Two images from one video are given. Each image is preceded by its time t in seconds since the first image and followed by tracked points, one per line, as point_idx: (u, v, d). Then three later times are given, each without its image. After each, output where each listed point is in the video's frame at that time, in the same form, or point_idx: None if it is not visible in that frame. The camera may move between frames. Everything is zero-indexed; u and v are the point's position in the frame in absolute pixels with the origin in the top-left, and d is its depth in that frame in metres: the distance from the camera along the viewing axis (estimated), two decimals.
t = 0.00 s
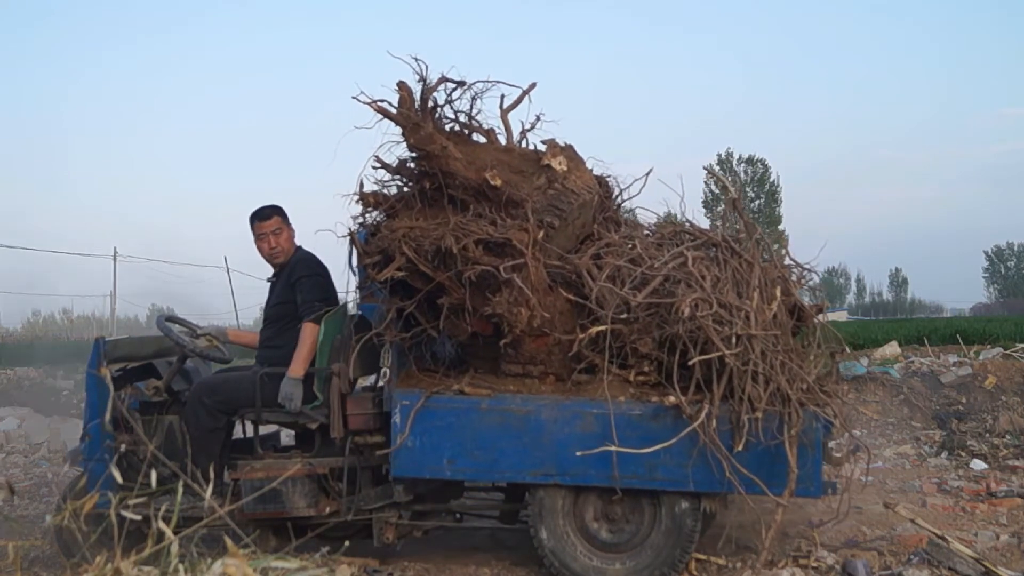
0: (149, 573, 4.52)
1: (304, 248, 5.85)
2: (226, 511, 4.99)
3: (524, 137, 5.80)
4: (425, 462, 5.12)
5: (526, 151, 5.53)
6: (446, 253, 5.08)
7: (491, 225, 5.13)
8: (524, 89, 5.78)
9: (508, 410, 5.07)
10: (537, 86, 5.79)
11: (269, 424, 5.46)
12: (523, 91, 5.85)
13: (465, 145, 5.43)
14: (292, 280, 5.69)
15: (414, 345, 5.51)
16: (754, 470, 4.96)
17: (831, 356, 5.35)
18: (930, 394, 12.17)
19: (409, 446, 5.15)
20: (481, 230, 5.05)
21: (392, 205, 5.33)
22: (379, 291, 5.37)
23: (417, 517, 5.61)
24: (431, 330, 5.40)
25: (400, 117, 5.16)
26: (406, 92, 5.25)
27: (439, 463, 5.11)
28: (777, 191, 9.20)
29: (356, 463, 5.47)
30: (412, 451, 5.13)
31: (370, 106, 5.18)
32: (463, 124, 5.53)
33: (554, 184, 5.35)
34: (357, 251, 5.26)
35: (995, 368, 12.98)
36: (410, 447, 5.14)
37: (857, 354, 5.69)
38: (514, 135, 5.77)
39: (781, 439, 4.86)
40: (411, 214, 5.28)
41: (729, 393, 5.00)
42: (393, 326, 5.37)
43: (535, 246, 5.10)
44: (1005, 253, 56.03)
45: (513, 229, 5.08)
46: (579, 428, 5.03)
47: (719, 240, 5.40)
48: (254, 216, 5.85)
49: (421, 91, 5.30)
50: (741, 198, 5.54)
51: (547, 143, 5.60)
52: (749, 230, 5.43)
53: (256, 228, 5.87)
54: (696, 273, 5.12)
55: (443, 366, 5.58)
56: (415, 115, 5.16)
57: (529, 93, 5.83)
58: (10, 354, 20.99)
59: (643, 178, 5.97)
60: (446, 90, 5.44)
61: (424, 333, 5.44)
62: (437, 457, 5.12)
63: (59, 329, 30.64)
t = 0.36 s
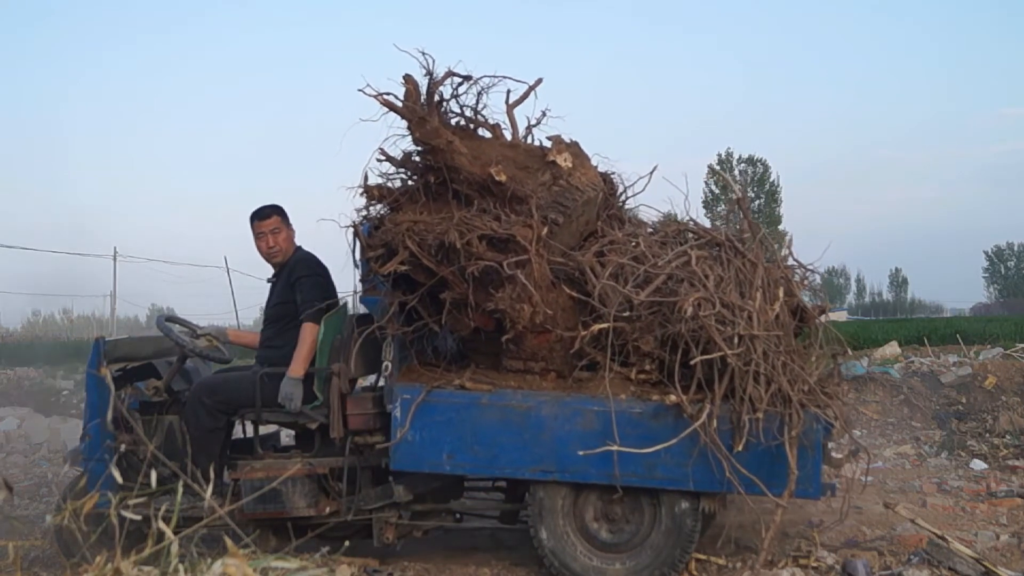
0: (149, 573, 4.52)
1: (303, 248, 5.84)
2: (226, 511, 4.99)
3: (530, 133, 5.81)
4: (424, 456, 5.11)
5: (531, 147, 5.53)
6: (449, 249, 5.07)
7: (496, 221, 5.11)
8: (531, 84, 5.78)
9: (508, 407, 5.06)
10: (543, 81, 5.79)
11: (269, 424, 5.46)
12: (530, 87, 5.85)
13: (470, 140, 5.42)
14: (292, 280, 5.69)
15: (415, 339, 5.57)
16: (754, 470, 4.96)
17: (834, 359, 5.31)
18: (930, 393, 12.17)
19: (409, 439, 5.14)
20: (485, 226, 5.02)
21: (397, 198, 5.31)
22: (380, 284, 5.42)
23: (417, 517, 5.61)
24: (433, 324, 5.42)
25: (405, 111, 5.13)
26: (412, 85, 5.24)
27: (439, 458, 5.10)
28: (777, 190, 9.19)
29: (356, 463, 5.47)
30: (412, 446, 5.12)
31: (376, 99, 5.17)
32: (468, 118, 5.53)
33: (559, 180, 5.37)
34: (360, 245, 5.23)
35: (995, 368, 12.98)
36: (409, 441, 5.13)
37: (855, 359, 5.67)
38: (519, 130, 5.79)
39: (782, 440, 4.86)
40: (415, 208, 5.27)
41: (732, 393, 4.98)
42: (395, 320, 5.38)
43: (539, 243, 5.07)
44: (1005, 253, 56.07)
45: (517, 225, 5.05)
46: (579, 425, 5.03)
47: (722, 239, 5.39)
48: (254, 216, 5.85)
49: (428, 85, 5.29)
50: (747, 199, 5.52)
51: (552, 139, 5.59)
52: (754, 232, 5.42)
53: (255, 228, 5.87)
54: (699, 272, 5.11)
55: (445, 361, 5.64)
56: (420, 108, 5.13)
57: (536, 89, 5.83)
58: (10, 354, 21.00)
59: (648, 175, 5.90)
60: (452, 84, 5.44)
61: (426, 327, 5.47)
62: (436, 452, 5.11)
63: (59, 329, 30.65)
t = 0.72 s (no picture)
0: (149, 573, 4.52)
1: (302, 248, 5.84)
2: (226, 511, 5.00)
3: (536, 129, 5.86)
4: (424, 450, 5.09)
5: (537, 142, 5.57)
6: (453, 243, 5.07)
7: (500, 217, 5.12)
8: (537, 80, 5.84)
9: (509, 402, 5.05)
10: (548, 78, 5.87)
11: (269, 424, 5.46)
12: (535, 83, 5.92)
13: (476, 135, 5.47)
14: (292, 280, 5.69)
15: (417, 333, 5.57)
16: (754, 470, 4.97)
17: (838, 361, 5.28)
18: (930, 393, 12.17)
19: (409, 433, 5.12)
20: (490, 221, 5.04)
21: (401, 191, 5.35)
22: (385, 278, 5.29)
23: (417, 517, 5.61)
24: (435, 317, 5.42)
25: (412, 104, 5.19)
26: (419, 79, 5.31)
27: (439, 452, 5.08)
28: (777, 191, 9.20)
29: (356, 463, 5.47)
30: (412, 439, 5.10)
31: (383, 92, 5.22)
32: (474, 113, 5.57)
33: (564, 177, 5.38)
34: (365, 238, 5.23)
35: (995, 368, 12.98)
36: (409, 434, 5.11)
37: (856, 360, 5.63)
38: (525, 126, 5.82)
39: (782, 441, 4.87)
40: (420, 201, 5.30)
41: (732, 393, 4.99)
42: (396, 314, 5.37)
43: (543, 239, 5.11)
44: (1005, 253, 56.08)
45: (522, 220, 5.09)
46: (579, 421, 5.02)
47: (726, 238, 5.42)
48: (253, 216, 5.85)
49: (435, 79, 5.34)
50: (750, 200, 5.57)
51: (558, 136, 5.63)
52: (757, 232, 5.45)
53: (253, 228, 5.87)
54: (703, 272, 5.10)
55: (446, 355, 5.63)
56: (427, 102, 5.18)
57: (542, 85, 5.90)
58: (11, 354, 21.00)
59: (652, 173, 5.91)
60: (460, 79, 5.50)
61: (428, 321, 5.48)
62: (436, 446, 5.09)
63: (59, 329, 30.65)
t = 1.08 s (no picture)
0: (149, 573, 4.52)
1: (303, 248, 5.84)
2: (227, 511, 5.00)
3: (542, 124, 5.88)
4: (424, 444, 5.08)
5: (543, 138, 5.57)
6: (457, 237, 5.06)
7: (504, 212, 5.15)
8: (544, 76, 5.89)
9: (510, 398, 5.05)
10: (555, 75, 5.97)
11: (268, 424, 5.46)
12: (542, 79, 5.96)
13: (482, 129, 5.47)
14: (292, 280, 5.69)
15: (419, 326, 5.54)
16: (753, 471, 4.98)
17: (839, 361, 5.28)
18: (930, 393, 12.17)
19: (409, 427, 5.10)
20: (494, 217, 5.05)
21: (406, 184, 5.34)
22: (386, 271, 5.32)
23: (417, 517, 5.60)
24: (438, 311, 5.38)
25: (417, 97, 5.17)
26: (426, 72, 5.32)
27: (439, 446, 5.07)
28: (778, 191, 9.21)
29: (356, 463, 5.47)
30: (412, 433, 5.09)
31: (389, 85, 5.23)
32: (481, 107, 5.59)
33: (569, 174, 5.36)
34: (369, 231, 5.20)
35: (995, 369, 12.97)
36: (410, 428, 5.10)
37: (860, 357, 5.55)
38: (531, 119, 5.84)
39: (783, 442, 4.88)
40: (424, 194, 5.30)
41: (733, 392, 4.99)
42: (399, 307, 5.33)
43: (547, 236, 5.14)
44: (1005, 253, 56.07)
45: (526, 216, 5.11)
46: (579, 419, 5.02)
47: (730, 238, 5.43)
48: (253, 218, 5.87)
49: (442, 73, 5.36)
50: (756, 199, 5.55)
51: (565, 132, 5.64)
52: (762, 232, 5.43)
53: (253, 229, 5.88)
54: (706, 271, 5.11)
55: (448, 350, 5.59)
56: (433, 96, 5.17)
57: (549, 81, 5.93)
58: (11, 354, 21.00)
59: (658, 171, 5.94)
60: (467, 73, 5.54)
61: (430, 315, 5.44)
62: (437, 440, 5.08)
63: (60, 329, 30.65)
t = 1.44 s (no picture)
0: (149, 573, 4.51)
1: (303, 248, 5.84)
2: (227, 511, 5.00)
3: (548, 120, 5.89)
4: (424, 437, 5.08)
5: (549, 135, 5.57)
6: (462, 232, 5.07)
7: (509, 207, 5.15)
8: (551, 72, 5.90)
9: (511, 394, 5.04)
10: (563, 71, 5.99)
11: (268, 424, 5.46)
12: (548, 76, 5.99)
13: (488, 124, 5.44)
14: (292, 280, 5.69)
15: (421, 320, 5.54)
16: (753, 471, 4.98)
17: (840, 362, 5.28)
18: (930, 393, 12.17)
19: (409, 421, 5.10)
20: (499, 212, 5.06)
21: (411, 178, 5.33)
22: (391, 264, 5.28)
23: (417, 517, 5.60)
24: (440, 305, 5.40)
25: (425, 90, 5.16)
26: (433, 66, 5.33)
27: (439, 440, 5.07)
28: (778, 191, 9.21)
29: (356, 463, 5.47)
30: (412, 427, 5.09)
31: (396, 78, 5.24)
32: (487, 102, 5.59)
33: (574, 170, 5.37)
34: (374, 224, 5.21)
35: (994, 368, 12.97)
36: (410, 422, 5.09)
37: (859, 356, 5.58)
38: (538, 114, 5.84)
39: (783, 443, 4.88)
40: (429, 187, 5.31)
41: (735, 392, 4.98)
42: (401, 301, 5.35)
43: (552, 232, 5.13)
44: (1005, 253, 56.06)
45: (531, 212, 5.11)
46: (580, 416, 5.02)
47: (734, 238, 5.41)
48: (253, 219, 5.87)
49: (450, 67, 5.38)
50: (760, 199, 5.53)
51: (571, 128, 5.64)
52: (766, 232, 5.42)
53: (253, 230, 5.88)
54: (710, 270, 5.11)
55: (449, 344, 5.64)
56: (440, 90, 5.17)
57: (554, 78, 5.95)
58: (10, 354, 20.99)
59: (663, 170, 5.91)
60: (474, 67, 5.54)
61: (432, 309, 5.45)
62: (437, 434, 5.08)
63: (59, 329, 30.65)
